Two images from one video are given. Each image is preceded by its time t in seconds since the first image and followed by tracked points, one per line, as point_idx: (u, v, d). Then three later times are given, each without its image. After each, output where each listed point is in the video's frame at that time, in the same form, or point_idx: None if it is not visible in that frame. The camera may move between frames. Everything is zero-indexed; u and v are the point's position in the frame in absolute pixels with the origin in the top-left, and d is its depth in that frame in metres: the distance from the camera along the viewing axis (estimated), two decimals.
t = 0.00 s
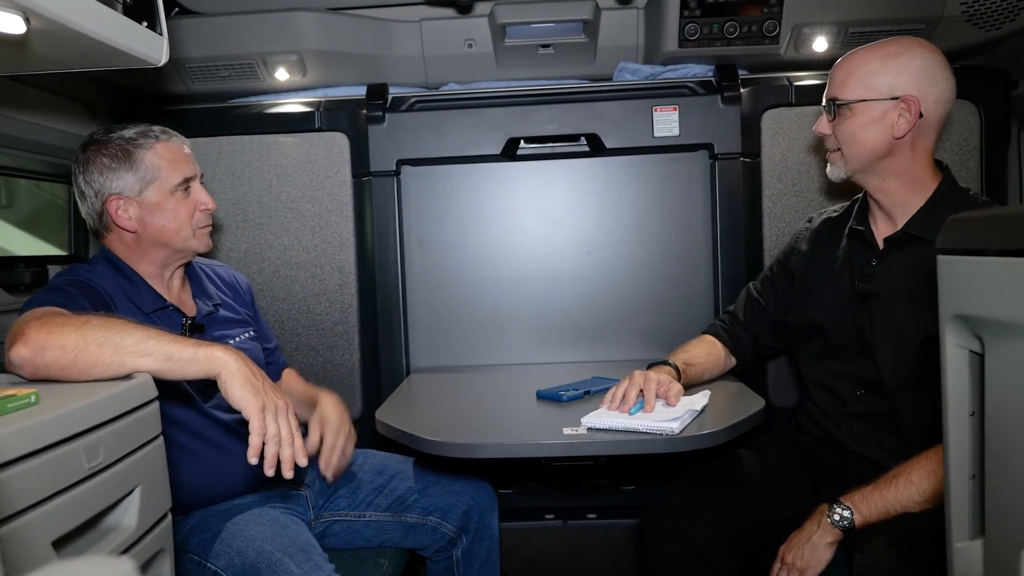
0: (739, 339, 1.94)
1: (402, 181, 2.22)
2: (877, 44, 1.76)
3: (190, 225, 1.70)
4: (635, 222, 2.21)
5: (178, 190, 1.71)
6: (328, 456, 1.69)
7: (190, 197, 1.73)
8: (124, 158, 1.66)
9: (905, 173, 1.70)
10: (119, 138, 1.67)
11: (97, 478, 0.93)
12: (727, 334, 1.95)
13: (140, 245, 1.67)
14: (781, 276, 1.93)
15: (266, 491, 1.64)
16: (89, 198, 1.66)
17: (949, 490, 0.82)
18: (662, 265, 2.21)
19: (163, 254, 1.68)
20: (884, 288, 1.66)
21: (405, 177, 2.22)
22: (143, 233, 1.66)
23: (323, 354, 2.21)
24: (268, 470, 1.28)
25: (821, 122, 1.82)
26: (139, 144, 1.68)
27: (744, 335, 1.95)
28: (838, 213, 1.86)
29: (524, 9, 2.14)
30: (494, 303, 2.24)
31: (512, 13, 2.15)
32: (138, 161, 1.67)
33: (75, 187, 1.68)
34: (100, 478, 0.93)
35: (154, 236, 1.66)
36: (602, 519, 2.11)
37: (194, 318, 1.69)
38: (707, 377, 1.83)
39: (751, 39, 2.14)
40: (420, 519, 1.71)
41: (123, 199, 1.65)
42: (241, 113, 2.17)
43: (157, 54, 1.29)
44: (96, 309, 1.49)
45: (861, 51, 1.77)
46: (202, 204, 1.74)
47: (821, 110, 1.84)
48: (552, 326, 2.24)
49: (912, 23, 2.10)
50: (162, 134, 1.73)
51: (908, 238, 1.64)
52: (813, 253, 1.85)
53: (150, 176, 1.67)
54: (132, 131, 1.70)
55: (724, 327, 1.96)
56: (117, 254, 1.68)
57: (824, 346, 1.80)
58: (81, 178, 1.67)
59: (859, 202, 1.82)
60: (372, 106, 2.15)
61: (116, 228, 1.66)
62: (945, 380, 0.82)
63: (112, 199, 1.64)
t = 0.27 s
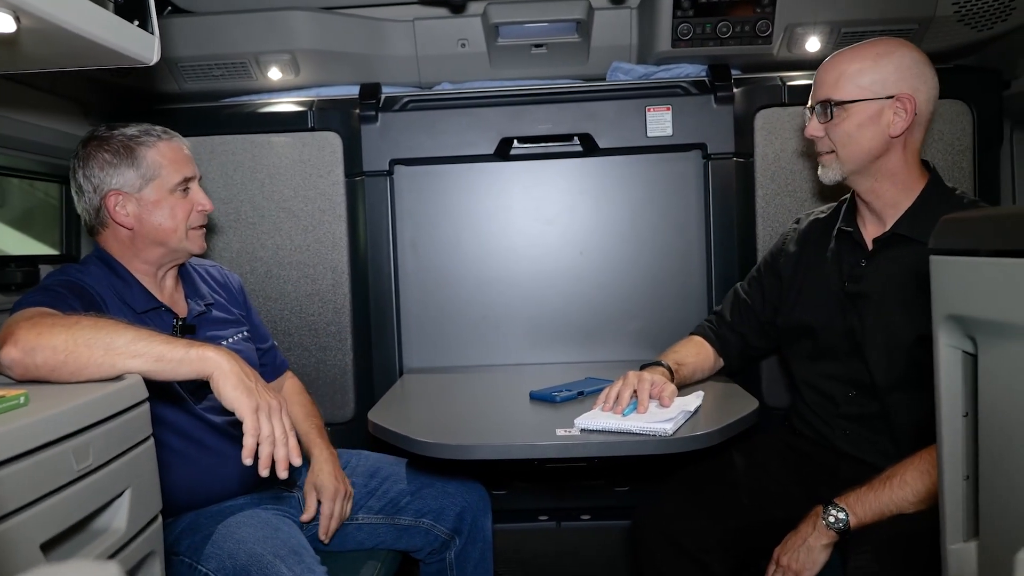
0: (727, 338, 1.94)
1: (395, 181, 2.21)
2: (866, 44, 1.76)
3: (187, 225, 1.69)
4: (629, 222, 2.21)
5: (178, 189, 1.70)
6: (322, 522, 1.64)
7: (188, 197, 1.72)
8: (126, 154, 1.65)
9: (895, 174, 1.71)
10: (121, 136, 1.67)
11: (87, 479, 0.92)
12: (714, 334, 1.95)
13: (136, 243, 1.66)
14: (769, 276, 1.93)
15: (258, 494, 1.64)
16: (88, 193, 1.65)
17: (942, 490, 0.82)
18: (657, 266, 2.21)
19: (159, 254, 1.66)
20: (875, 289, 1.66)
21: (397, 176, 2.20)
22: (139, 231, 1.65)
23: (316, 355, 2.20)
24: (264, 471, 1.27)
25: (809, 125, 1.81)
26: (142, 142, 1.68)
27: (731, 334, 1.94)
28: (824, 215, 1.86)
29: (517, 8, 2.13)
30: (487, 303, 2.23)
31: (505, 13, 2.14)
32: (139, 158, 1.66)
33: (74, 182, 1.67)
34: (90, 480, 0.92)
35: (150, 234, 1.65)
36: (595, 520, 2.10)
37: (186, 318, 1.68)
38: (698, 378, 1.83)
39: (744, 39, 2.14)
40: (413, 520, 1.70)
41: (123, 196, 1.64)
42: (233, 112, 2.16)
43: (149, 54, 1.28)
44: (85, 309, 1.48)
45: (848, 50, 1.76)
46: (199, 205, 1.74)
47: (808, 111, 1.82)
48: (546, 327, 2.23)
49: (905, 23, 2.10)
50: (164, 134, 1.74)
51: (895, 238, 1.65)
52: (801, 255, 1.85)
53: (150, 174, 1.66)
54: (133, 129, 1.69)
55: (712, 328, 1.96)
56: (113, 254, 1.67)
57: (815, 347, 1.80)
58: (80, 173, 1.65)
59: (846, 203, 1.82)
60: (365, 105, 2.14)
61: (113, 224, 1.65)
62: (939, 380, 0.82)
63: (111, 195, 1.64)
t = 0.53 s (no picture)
0: (718, 339, 1.92)
1: (390, 180, 2.21)
2: (851, 44, 1.76)
3: (185, 229, 1.68)
4: (624, 221, 2.20)
5: (180, 193, 1.70)
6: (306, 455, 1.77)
7: (189, 201, 1.72)
8: (131, 154, 1.65)
9: (884, 173, 1.71)
10: (128, 136, 1.66)
11: (79, 479, 0.91)
12: (702, 334, 1.93)
13: (133, 244, 1.65)
14: (756, 275, 1.93)
15: (250, 493, 1.63)
16: (89, 189, 1.64)
17: (938, 488, 0.82)
18: (653, 265, 2.20)
19: (155, 256, 1.66)
20: (866, 289, 1.66)
21: (393, 176, 2.20)
22: (137, 231, 1.64)
23: (311, 354, 2.19)
24: (262, 467, 1.27)
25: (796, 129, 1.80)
26: (148, 144, 1.67)
27: (721, 334, 1.93)
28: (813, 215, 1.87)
29: (513, 7, 2.13)
30: (482, 302, 2.22)
31: (500, 12, 2.14)
32: (145, 159, 1.66)
33: (76, 176, 1.66)
34: (81, 479, 0.92)
35: (147, 236, 1.64)
36: (591, 519, 2.10)
37: (183, 319, 1.68)
38: (690, 377, 1.83)
39: (740, 38, 2.14)
40: (407, 519, 1.70)
41: (123, 195, 1.63)
42: (228, 111, 2.15)
43: (142, 52, 1.27)
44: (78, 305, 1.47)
45: (833, 51, 1.76)
46: (198, 210, 1.73)
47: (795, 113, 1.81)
48: (541, 326, 2.23)
49: (901, 22, 2.10)
50: (171, 136, 1.73)
51: (884, 237, 1.66)
52: (791, 255, 1.85)
53: (153, 176, 1.66)
54: (141, 130, 1.69)
55: (700, 327, 1.95)
56: (109, 253, 1.65)
57: (806, 347, 1.80)
58: (83, 168, 1.65)
59: (835, 202, 1.82)
60: (359, 104, 2.14)
61: (111, 223, 1.64)
62: (935, 379, 0.81)
63: (112, 193, 1.62)
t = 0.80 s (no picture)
0: (703, 335, 1.93)
1: (386, 179, 2.20)
2: (833, 42, 1.76)
3: (185, 236, 1.68)
4: (620, 221, 2.20)
5: (185, 201, 1.68)
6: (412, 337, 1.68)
7: (192, 209, 1.71)
8: (141, 156, 1.63)
9: (870, 169, 1.71)
10: (139, 136, 1.65)
11: (72, 477, 0.91)
12: (689, 331, 1.94)
13: (132, 245, 1.64)
14: (743, 273, 1.93)
15: (242, 494, 1.63)
16: (94, 184, 1.62)
17: (931, 487, 0.82)
18: (649, 264, 2.20)
19: (151, 258, 1.66)
20: (855, 286, 1.68)
21: (389, 174, 2.20)
22: (137, 234, 1.63)
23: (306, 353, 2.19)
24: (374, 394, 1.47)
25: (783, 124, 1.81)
26: (159, 147, 1.65)
27: (706, 331, 1.94)
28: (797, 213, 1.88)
29: (509, 5, 2.13)
30: (477, 301, 2.22)
31: (496, 10, 2.14)
32: (155, 163, 1.64)
33: (82, 170, 1.64)
34: (74, 478, 0.91)
35: (147, 239, 1.63)
36: (586, 518, 2.10)
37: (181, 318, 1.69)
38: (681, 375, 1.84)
39: (736, 37, 2.14)
40: (403, 519, 1.70)
41: (129, 196, 1.62)
42: (223, 109, 2.15)
43: (136, 49, 1.26)
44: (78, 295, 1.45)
45: (816, 49, 1.76)
46: (201, 219, 1.73)
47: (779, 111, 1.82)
48: (537, 325, 2.22)
49: (896, 21, 2.10)
50: (182, 142, 1.71)
51: (872, 232, 1.67)
52: (775, 254, 1.87)
53: (161, 180, 1.64)
54: (154, 131, 1.67)
55: (686, 325, 1.95)
56: (107, 250, 1.64)
57: (795, 345, 1.81)
58: (91, 164, 1.63)
59: (821, 199, 1.83)
60: (356, 102, 2.12)
61: (113, 222, 1.62)
62: (929, 377, 0.81)
63: (117, 193, 1.61)
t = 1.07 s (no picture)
0: (688, 334, 1.93)
1: (383, 179, 2.20)
2: (801, 48, 1.75)
3: (200, 241, 1.67)
4: (618, 222, 2.20)
5: (202, 207, 1.67)
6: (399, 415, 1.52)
7: (208, 215, 1.70)
8: (164, 161, 1.62)
9: (847, 169, 1.71)
10: (163, 140, 1.64)
11: (67, 477, 0.91)
12: (673, 330, 1.94)
13: (147, 247, 1.62)
14: (726, 273, 1.94)
15: (240, 493, 1.63)
16: (114, 184, 1.61)
17: (927, 488, 0.82)
18: (646, 265, 2.20)
19: (164, 261, 1.65)
20: (840, 284, 1.69)
21: (385, 174, 2.20)
22: (153, 236, 1.62)
23: (304, 353, 2.20)
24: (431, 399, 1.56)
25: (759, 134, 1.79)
26: (181, 153, 1.64)
27: (691, 332, 1.94)
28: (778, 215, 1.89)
29: (506, 5, 2.13)
30: (473, 301, 2.22)
31: (494, 10, 2.14)
32: (178, 168, 1.63)
33: (104, 168, 1.63)
34: (69, 478, 0.91)
35: (162, 242, 1.62)
36: (583, 519, 2.10)
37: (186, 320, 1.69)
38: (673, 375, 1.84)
39: (733, 38, 2.14)
40: (400, 519, 1.70)
41: (148, 199, 1.61)
42: (221, 109, 2.15)
43: (133, 48, 1.26)
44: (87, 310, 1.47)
45: (787, 56, 1.75)
46: (214, 225, 1.72)
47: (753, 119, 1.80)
48: (534, 325, 2.22)
49: (893, 22, 2.11)
50: (203, 149, 1.70)
51: (855, 231, 1.68)
52: (758, 256, 1.87)
53: (182, 186, 1.63)
54: (177, 137, 1.67)
55: (670, 325, 1.95)
56: (123, 253, 1.63)
57: (781, 346, 1.81)
58: (113, 164, 1.62)
59: (802, 202, 1.85)
60: (352, 102, 2.13)
61: (130, 223, 1.61)
62: (926, 379, 0.81)
63: (137, 196, 1.60)
